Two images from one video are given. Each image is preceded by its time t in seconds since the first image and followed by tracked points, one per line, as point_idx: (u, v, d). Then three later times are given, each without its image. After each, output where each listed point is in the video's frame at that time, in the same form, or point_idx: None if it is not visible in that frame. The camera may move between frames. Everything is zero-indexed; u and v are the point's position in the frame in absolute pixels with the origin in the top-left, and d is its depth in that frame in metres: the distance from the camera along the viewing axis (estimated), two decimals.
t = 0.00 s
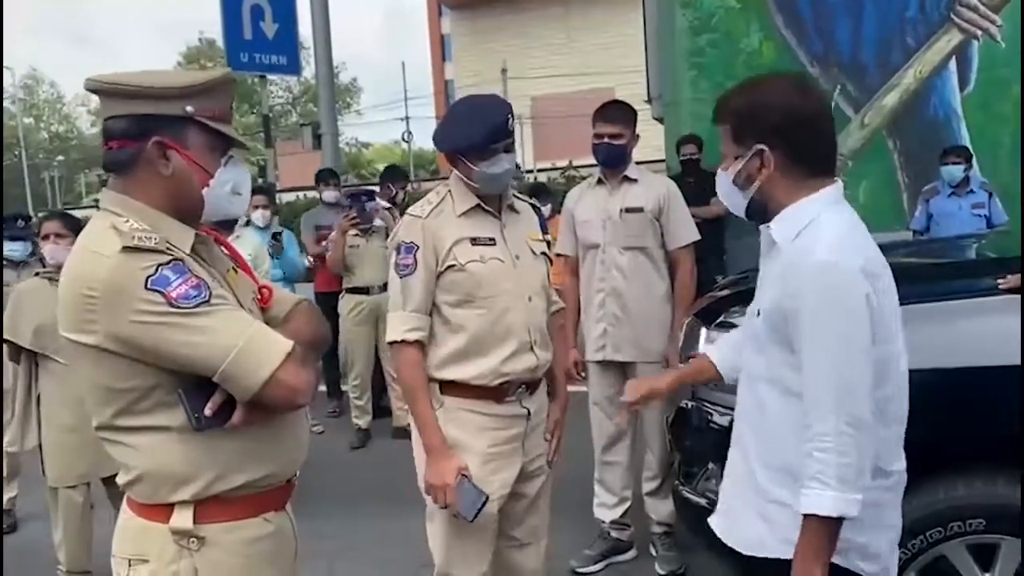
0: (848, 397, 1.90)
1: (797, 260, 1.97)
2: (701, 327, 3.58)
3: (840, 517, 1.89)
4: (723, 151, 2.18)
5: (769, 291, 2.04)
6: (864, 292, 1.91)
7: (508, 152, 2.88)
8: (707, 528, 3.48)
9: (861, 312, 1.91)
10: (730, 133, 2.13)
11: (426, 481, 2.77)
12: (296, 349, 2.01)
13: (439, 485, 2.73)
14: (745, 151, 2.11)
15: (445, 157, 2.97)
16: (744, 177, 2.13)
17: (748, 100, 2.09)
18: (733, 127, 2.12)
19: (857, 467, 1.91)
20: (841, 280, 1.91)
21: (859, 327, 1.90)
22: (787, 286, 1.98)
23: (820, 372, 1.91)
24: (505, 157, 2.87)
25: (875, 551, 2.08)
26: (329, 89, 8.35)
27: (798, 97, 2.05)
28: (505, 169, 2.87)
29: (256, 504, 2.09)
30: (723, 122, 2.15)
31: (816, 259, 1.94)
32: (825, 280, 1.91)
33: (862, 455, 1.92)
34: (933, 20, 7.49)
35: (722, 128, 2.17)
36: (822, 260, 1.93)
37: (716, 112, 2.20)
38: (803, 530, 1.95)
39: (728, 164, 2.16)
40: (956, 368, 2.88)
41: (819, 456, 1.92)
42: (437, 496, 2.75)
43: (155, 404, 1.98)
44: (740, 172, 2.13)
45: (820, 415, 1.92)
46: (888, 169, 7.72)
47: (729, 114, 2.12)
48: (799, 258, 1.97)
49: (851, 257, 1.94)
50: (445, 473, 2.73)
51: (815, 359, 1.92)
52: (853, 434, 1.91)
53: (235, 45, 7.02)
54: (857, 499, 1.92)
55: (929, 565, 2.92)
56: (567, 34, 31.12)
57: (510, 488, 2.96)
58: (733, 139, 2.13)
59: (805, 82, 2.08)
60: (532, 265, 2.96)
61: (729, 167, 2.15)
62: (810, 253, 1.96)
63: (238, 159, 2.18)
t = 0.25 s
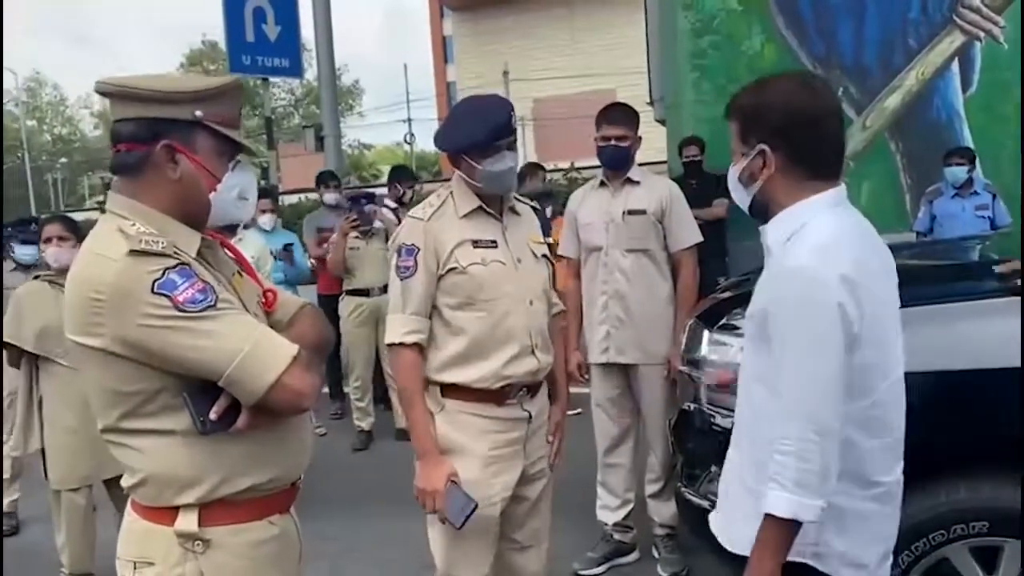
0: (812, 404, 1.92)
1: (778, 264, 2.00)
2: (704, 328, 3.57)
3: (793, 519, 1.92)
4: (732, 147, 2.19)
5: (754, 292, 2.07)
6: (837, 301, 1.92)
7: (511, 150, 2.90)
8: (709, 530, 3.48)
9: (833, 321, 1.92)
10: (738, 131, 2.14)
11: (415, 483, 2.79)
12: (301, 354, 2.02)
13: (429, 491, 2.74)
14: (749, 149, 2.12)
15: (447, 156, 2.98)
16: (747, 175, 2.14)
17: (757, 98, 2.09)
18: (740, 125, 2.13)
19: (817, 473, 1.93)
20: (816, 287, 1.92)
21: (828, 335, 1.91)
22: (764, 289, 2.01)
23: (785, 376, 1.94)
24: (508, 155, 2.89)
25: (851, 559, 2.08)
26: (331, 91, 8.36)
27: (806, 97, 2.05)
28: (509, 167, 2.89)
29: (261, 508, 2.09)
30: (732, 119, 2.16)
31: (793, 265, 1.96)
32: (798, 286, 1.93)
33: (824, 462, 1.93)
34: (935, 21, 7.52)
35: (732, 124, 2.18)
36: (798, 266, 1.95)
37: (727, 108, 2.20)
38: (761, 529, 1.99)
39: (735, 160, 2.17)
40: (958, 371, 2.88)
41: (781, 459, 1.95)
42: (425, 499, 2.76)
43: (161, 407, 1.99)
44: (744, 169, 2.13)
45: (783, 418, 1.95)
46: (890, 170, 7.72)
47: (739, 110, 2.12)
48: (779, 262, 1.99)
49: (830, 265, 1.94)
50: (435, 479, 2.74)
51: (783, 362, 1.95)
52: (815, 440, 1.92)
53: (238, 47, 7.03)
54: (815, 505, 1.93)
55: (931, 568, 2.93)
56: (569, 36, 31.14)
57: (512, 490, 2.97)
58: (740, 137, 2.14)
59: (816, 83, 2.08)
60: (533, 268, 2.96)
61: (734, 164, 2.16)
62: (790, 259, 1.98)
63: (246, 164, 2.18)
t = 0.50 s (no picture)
0: (798, 409, 1.92)
1: (773, 270, 2.01)
2: (710, 334, 3.57)
3: (775, 522, 1.93)
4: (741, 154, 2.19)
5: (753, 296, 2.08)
6: (828, 309, 1.92)
7: (514, 155, 2.90)
8: (713, 535, 3.49)
9: (822, 327, 1.91)
10: (745, 139, 2.15)
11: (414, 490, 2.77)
12: (312, 365, 2.03)
13: (428, 499, 2.73)
14: (757, 158, 2.12)
15: (450, 161, 2.98)
16: (757, 182, 2.14)
17: (763, 107, 2.10)
18: (749, 133, 2.13)
19: (802, 478, 1.93)
20: (805, 294, 1.92)
21: (816, 342, 1.91)
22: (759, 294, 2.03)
23: (772, 381, 1.95)
24: (510, 159, 2.89)
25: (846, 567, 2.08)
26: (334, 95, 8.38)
27: (813, 104, 2.06)
28: (510, 171, 2.89)
29: (270, 517, 2.10)
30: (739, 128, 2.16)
31: (786, 271, 1.96)
32: (788, 293, 1.94)
33: (810, 468, 1.93)
34: (938, 25, 7.51)
35: (740, 131, 2.17)
36: (790, 273, 1.96)
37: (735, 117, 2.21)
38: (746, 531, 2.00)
39: (746, 168, 2.17)
40: (963, 377, 2.89)
41: (766, 462, 1.96)
42: (425, 508, 2.75)
43: (173, 416, 1.99)
44: (755, 177, 2.13)
45: (769, 422, 1.96)
46: (894, 173, 7.71)
47: (747, 118, 2.13)
48: (774, 268, 2.00)
49: (822, 272, 1.94)
50: (436, 487, 2.74)
51: (770, 366, 1.96)
52: (799, 446, 1.93)
53: (241, 52, 7.05)
54: (799, 510, 1.94)
55: None
56: (571, 39, 31.18)
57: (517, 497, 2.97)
58: (747, 145, 2.15)
59: (822, 89, 2.08)
60: (536, 274, 2.97)
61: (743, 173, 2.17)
62: (785, 265, 1.98)
63: (257, 174, 2.19)
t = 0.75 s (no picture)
0: (813, 413, 1.90)
1: (783, 274, 1.99)
2: (715, 339, 3.56)
3: (792, 528, 1.91)
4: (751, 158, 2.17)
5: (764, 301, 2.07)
6: (840, 311, 1.90)
7: (518, 159, 2.89)
8: (720, 542, 3.46)
9: (836, 331, 1.90)
10: (756, 141, 2.12)
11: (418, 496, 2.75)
12: (320, 372, 2.02)
13: (434, 505, 2.71)
14: (769, 161, 2.10)
15: (454, 163, 2.98)
16: (767, 185, 2.12)
17: (775, 110, 2.08)
18: (760, 136, 2.10)
19: (818, 483, 1.91)
20: (819, 297, 1.91)
21: (830, 345, 1.90)
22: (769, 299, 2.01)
23: (786, 385, 1.93)
24: (515, 163, 2.88)
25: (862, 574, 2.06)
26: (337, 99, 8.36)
27: (828, 107, 2.04)
28: (514, 175, 2.87)
29: (277, 524, 2.08)
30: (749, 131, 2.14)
31: (798, 275, 1.95)
32: (799, 296, 1.92)
33: (826, 472, 1.91)
34: (943, 28, 7.50)
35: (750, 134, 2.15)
36: (801, 276, 1.94)
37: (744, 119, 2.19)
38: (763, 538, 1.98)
39: (755, 171, 2.14)
40: (973, 385, 2.86)
41: (781, 468, 1.94)
42: (430, 514, 2.73)
43: (180, 424, 1.98)
44: (764, 179, 2.11)
45: (784, 426, 1.94)
46: (899, 177, 7.73)
47: (759, 120, 2.10)
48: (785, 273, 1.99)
49: (834, 275, 1.93)
50: (440, 492, 2.72)
51: (784, 371, 1.94)
52: (815, 450, 1.91)
53: (244, 56, 7.04)
54: (816, 515, 1.92)
55: None
56: (573, 43, 31.21)
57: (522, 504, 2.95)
58: (757, 147, 2.12)
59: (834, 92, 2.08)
60: (540, 278, 2.95)
61: (753, 174, 2.14)
62: (796, 269, 1.97)
63: (262, 180, 2.17)
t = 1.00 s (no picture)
0: (847, 405, 1.89)
1: (809, 267, 1.98)
2: (717, 341, 3.55)
3: (827, 523, 1.88)
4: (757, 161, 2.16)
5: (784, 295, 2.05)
6: (873, 303, 1.90)
7: (520, 160, 2.88)
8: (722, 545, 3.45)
9: (870, 321, 1.89)
10: (772, 141, 2.09)
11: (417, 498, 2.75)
12: (321, 373, 2.01)
13: (433, 506, 2.71)
14: (793, 159, 2.07)
15: (456, 164, 2.98)
16: (789, 184, 2.09)
17: (788, 111, 2.08)
18: (774, 137, 2.09)
19: (852, 476, 1.89)
20: (851, 288, 1.90)
21: (864, 337, 1.89)
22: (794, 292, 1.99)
23: (818, 378, 1.91)
24: (516, 164, 2.87)
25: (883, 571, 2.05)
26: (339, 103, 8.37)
27: (839, 107, 2.06)
28: (516, 176, 2.87)
29: (278, 526, 2.07)
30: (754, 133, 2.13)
31: (829, 266, 1.93)
32: (831, 288, 1.91)
33: (859, 465, 1.90)
34: (944, 31, 7.51)
35: (754, 134, 2.15)
36: (831, 268, 1.93)
37: (749, 123, 2.18)
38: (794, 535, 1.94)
39: (773, 172, 2.11)
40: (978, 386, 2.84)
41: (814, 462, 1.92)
42: (430, 516, 2.72)
43: (181, 425, 1.97)
44: (787, 178, 2.08)
45: (816, 419, 1.91)
46: (901, 180, 7.70)
47: (769, 121, 2.10)
48: (811, 266, 1.97)
49: (864, 267, 1.92)
50: (439, 493, 2.72)
51: (816, 363, 1.92)
52: (848, 443, 1.89)
53: (246, 60, 7.05)
54: (849, 509, 1.90)
55: None
56: (575, 47, 31.26)
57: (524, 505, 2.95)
58: (774, 148, 2.09)
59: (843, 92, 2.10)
60: (542, 280, 2.95)
61: (770, 177, 2.11)
62: (824, 261, 1.96)
63: (262, 180, 2.16)
